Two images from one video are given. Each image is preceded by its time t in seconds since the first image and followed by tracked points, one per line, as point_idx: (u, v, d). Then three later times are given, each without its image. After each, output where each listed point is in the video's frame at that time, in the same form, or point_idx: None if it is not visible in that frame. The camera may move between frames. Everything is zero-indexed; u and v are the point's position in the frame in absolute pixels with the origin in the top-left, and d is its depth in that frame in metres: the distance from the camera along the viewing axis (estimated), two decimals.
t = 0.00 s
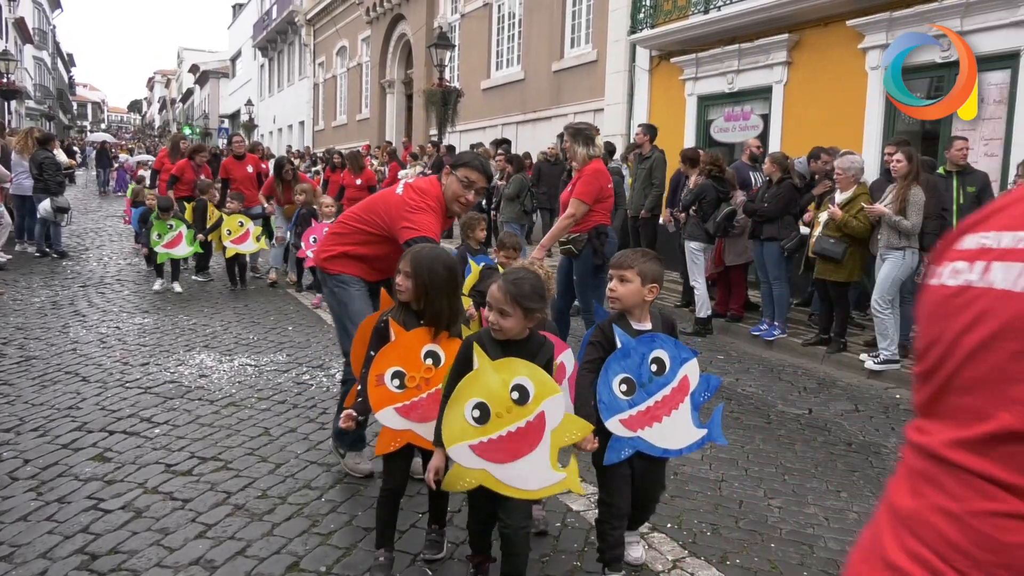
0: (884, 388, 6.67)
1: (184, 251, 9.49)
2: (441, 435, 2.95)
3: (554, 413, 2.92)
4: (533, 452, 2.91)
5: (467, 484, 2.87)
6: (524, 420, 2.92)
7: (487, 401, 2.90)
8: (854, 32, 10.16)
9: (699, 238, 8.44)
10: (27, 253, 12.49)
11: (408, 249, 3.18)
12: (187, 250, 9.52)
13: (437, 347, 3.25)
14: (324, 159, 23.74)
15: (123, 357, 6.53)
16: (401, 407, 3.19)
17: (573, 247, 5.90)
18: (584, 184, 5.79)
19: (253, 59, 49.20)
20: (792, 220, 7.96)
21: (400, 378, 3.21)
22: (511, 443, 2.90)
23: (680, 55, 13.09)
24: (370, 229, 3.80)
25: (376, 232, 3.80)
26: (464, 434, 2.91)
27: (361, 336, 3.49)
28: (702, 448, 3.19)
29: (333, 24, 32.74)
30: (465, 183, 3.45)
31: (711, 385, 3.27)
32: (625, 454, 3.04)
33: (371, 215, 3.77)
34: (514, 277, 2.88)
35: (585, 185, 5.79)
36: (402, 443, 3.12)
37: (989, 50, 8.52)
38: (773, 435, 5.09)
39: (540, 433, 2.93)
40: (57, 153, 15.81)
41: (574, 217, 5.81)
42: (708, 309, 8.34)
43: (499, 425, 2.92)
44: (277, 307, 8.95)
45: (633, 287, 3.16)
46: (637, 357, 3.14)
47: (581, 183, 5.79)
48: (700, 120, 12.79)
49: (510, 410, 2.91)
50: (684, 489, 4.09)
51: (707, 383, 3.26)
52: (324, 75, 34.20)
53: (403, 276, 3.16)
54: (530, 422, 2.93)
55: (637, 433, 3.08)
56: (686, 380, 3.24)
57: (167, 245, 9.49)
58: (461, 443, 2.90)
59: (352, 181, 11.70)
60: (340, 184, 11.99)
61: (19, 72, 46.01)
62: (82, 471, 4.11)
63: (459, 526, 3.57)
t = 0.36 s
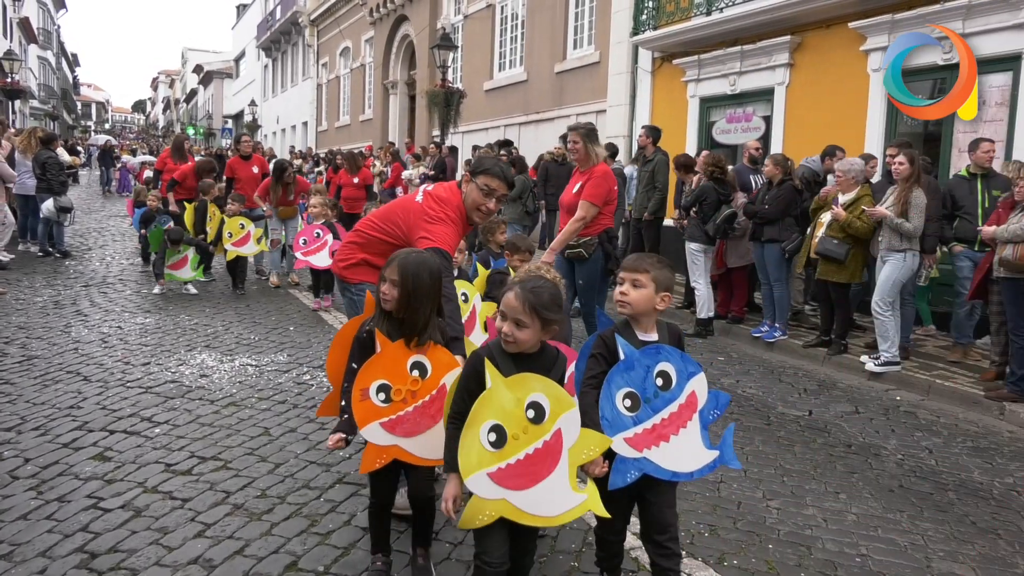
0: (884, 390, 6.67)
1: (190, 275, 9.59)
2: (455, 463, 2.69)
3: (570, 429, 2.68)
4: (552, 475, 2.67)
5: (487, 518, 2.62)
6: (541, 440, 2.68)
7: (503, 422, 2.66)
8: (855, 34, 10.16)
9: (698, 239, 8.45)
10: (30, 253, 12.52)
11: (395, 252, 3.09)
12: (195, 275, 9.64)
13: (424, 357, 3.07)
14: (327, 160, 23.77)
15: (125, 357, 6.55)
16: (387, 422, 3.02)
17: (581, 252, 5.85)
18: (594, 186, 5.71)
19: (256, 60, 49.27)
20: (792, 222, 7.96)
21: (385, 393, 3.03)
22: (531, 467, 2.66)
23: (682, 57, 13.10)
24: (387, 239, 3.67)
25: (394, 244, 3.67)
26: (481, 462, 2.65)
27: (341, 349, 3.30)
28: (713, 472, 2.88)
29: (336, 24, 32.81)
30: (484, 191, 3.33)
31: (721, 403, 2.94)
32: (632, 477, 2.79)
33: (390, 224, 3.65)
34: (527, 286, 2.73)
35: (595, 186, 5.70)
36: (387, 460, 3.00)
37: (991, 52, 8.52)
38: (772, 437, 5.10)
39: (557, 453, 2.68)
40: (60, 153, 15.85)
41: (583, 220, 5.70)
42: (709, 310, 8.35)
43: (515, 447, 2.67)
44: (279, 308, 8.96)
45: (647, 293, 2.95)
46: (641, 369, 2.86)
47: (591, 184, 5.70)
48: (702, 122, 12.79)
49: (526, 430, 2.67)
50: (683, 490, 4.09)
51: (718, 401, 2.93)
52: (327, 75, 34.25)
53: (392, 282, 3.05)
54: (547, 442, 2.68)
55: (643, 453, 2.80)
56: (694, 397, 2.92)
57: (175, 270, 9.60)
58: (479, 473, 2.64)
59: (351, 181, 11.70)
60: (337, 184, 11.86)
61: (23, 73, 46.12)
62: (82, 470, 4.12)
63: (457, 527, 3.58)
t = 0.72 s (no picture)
0: (880, 396, 6.68)
1: (190, 284, 9.63)
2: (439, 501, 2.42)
3: (571, 465, 2.44)
4: (550, 515, 2.42)
5: (473, 563, 2.37)
6: (536, 478, 2.42)
7: (493, 457, 2.40)
8: (853, 42, 10.18)
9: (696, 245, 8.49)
10: (28, 253, 12.52)
11: (415, 262, 3.01)
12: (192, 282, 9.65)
13: (441, 368, 3.03)
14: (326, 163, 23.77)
15: (122, 359, 6.55)
16: (406, 438, 2.97)
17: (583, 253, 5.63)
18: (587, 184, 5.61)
19: (257, 63, 49.30)
20: (789, 228, 7.98)
21: (404, 407, 2.97)
22: (524, 508, 2.40)
23: (681, 63, 13.13)
24: (386, 237, 3.56)
25: (393, 241, 3.56)
26: (467, 502, 2.38)
27: (348, 364, 3.14)
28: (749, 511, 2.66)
29: (337, 28, 32.88)
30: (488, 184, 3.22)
31: (758, 436, 2.71)
32: (672, 522, 2.54)
33: (388, 222, 3.53)
34: (528, 310, 2.53)
35: (588, 184, 5.60)
36: (407, 478, 2.94)
37: (989, 61, 8.56)
38: (768, 443, 5.11)
39: (555, 492, 2.43)
40: (59, 154, 15.85)
41: (584, 219, 5.51)
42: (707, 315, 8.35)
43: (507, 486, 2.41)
44: (276, 311, 8.96)
45: (708, 328, 2.66)
46: (689, 404, 2.56)
47: (584, 183, 5.60)
48: (700, 128, 12.82)
49: (520, 468, 2.41)
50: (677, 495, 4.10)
51: (755, 434, 2.70)
52: (327, 78, 34.30)
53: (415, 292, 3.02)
54: (544, 480, 2.43)
55: (686, 495, 2.56)
56: (736, 431, 2.66)
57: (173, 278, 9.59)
58: (464, 515, 2.37)
59: (347, 184, 11.72)
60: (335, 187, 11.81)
61: (23, 74, 46.09)
62: (77, 472, 4.12)
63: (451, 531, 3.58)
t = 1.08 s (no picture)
0: (877, 406, 6.69)
1: (185, 284, 9.55)
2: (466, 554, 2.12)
3: (611, 513, 2.14)
4: (589, 570, 2.12)
5: None
6: (574, 528, 2.12)
7: (527, 508, 2.09)
8: (851, 52, 10.22)
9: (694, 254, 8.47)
10: (25, 259, 12.51)
11: (421, 275, 2.91)
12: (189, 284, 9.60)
13: (449, 386, 2.91)
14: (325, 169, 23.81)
15: (118, 364, 6.55)
16: (415, 459, 2.82)
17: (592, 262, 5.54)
18: (592, 193, 5.47)
19: (256, 69, 49.36)
20: (786, 237, 8.00)
21: (413, 426, 2.84)
22: (562, 563, 2.10)
23: (679, 72, 13.17)
24: (385, 241, 3.55)
25: (390, 246, 3.55)
26: (498, 557, 2.08)
27: (343, 375, 3.07)
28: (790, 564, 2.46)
29: (336, 35, 32.97)
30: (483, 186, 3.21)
31: (802, 480, 2.51)
32: None
33: (387, 227, 3.52)
34: (580, 343, 2.20)
35: (594, 191, 5.47)
36: (415, 501, 2.80)
37: (985, 72, 8.61)
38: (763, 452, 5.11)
39: (595, 544, 2.13)
40: (57, 159, 15.85)
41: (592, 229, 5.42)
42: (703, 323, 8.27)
43: (541, 538, 2.11)
44: (274, 317, 8.95)
45: (750, 368, 2.52)
46: (730, 452, 2.34)
47: (589, 190, 5.45)
48: (698, 137, 12.86)
49: (556, 518, 2.11)
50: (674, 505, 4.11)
51: (800, 479, 2.49)
52: (326, 86, 34.39)
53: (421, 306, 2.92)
54: (581, 530, 2.12)
55: (725, 553, 2.33)
56: (779, 478, 2.45)
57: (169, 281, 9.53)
58: (495, 571, 2.07)
59: (347, 192, 11.74)
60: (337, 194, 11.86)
61: (22, 78, 46.10)
62: (73, 478, 4.12)
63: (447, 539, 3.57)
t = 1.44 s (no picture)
0: (872, 411, 6.70)
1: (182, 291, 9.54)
2: None
3: (677, 561, 1.98)
4: None
5: None
6: None
7: (590, 563, 1.88)
8: (846, 59, 10.26)
9: (691, 259, 8.39)
10: (21, 263, 12.47)
11: (419, 294, 2.89)
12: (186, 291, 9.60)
13: (447, 405, 2.86)
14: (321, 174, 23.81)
15: (114, 369, 6.54)
16: (412, 483, 2.77)
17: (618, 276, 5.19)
18: (624, 204, 5.14)
19: (253, 73, 49.38)
20: (783, 243, 8.02)
21: (410, 448, 2.77)
22: None
23: (676, 78, 13.20)
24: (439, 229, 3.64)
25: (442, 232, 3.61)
26: None
27: (335, 404, 2.93)
28: None
29: (333, 39, 32.99)
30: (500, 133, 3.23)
31: (852, 537, 2.35)
32: None
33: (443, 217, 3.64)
34: (646, 365, 2.05)
35: (628, 202, 5.16)
36: (414, 528, 2.77)
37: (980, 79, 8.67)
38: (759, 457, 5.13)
39: None
40: (53, 162, 15.82)
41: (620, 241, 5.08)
42: (700, 330, 8.27)
43: None
44: (270, 322, 8.94)
45: (803, 404, 2.37)
46: (783, 499, 2.18)
47: (622, 200, 5.13)
48: (694, 143, 12.89)
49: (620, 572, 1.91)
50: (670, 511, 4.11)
51: (850, 534, 2.33)
52: (323, 90, 34.37)
53: (419, 325, 2.90)
54: None
55: None
56: (831, 533, 2.28)
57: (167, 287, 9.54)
58: None
59: (348, 197, 11.73)
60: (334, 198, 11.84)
61: (17, 82, 45.99)
62: (67, 483, 4.11)
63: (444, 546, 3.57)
